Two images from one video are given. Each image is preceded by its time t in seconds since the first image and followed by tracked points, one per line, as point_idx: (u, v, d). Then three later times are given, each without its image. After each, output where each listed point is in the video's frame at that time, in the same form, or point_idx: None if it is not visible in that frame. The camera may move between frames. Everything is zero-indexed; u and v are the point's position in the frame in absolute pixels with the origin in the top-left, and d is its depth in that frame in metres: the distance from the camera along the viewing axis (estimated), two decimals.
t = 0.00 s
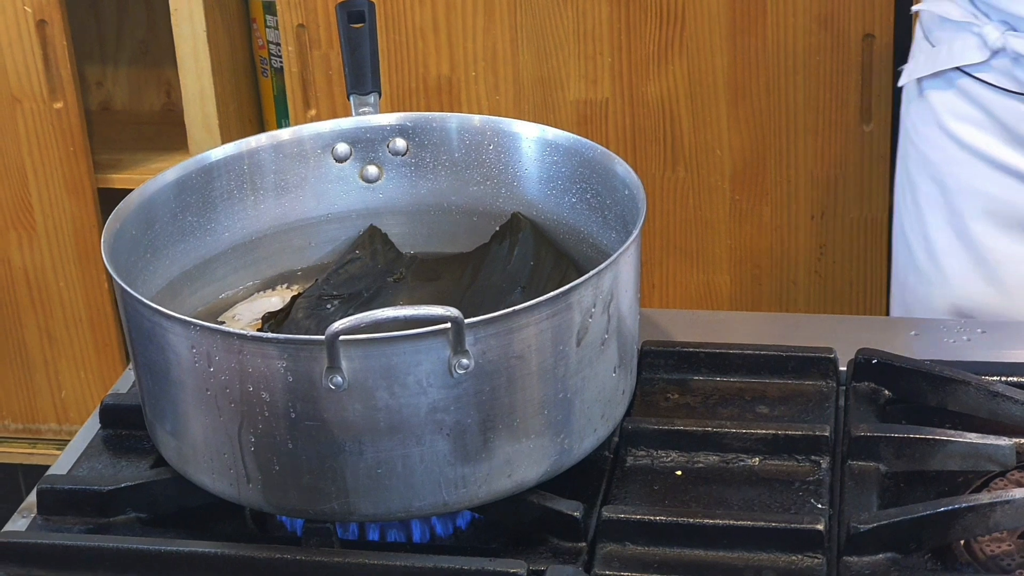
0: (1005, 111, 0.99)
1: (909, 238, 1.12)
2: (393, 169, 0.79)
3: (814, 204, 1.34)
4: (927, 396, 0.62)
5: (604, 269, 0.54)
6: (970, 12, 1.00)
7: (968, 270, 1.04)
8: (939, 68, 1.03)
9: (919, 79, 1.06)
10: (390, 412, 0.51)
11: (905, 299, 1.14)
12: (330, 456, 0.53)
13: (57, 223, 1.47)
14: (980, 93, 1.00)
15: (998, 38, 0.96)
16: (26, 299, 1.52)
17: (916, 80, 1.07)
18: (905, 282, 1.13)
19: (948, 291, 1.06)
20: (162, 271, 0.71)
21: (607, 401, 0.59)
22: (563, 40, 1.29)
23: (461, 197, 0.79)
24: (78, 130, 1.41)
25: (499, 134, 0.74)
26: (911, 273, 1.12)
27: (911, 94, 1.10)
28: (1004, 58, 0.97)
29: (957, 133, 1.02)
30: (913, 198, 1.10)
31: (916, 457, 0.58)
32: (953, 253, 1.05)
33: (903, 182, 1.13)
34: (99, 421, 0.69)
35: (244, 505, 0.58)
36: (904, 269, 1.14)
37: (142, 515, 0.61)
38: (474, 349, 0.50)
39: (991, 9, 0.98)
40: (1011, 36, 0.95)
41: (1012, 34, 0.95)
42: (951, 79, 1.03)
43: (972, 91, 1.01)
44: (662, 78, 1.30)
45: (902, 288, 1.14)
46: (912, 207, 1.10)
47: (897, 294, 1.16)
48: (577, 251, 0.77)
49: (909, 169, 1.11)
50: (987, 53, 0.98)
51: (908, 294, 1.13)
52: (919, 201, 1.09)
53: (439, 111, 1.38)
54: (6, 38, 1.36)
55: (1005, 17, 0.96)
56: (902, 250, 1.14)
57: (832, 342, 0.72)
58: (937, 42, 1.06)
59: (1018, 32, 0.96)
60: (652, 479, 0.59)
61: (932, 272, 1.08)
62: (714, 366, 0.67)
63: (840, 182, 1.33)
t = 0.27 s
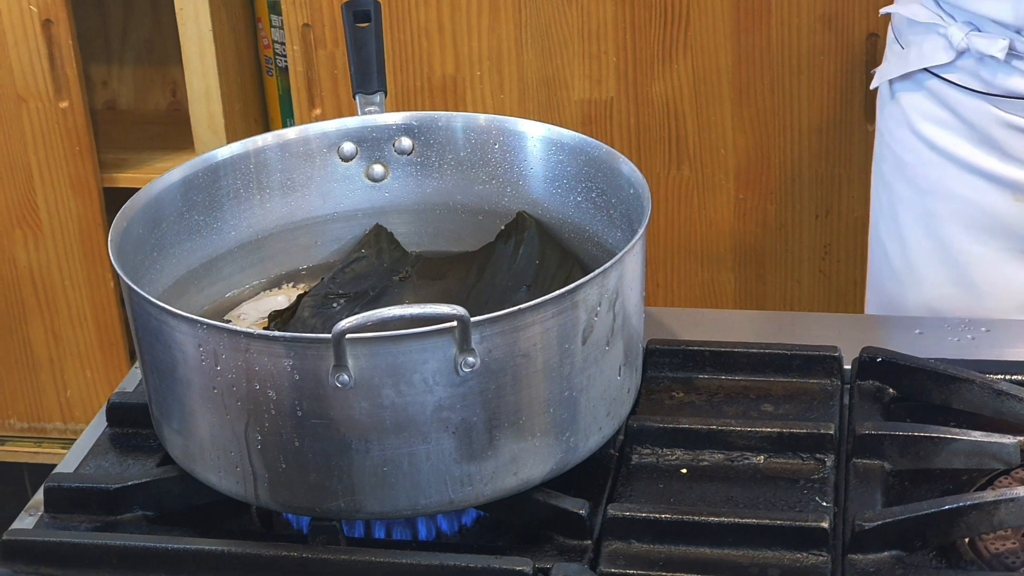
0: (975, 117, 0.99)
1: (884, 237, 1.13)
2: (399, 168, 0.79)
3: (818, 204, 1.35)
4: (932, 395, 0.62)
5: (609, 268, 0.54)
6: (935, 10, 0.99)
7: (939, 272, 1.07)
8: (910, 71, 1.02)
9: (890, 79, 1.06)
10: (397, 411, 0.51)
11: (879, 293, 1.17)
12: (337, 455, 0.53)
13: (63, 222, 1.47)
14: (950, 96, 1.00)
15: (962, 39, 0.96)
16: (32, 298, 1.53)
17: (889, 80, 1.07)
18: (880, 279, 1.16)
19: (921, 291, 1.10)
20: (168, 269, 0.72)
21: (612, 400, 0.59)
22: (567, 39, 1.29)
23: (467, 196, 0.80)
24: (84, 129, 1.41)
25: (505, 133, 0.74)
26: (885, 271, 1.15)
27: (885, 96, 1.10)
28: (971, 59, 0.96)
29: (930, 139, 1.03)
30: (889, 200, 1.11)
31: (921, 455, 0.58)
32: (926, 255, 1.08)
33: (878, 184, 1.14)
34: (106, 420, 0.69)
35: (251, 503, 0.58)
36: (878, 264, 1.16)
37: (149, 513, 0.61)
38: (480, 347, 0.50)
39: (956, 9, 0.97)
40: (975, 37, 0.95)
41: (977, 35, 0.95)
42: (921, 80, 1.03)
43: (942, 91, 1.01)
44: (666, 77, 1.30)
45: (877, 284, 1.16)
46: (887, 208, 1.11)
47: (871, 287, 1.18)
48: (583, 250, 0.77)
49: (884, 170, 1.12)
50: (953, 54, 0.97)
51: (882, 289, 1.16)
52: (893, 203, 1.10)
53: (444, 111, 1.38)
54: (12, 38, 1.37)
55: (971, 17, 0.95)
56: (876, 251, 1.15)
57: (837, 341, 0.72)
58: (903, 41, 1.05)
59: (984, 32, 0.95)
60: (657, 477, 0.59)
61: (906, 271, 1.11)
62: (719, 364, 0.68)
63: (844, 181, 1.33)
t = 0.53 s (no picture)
0: (973, 115, 0.99)
1: (884, 234, 1.13)
2: (403, 167, 0.79)
3: (822, 203, 1.35)
4: (935, 394, 0.63)
5: (613, 266, 0.54)
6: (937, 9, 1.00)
7: (936, 269, 1.07)
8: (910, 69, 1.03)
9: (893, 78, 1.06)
10: (402, 409, 0.51)
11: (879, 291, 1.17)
12: (342, 453, 0.53)
13: (68, 222, 1.48)
14: (949, 94, 1.01)
15: (961, 38, 0.97)
16: (36, 297, 1.53)
17: (892, 79, 1.08)
18: (880, 276, 1.16)
19: (919, 288, 1.10)
20: (174, 268, 0.72)
21: (616, 398, 0.59)
22: (571, 39, 1.29)
23: (472, 195, 0.80)
24: (88, 129, 1.42)
25: (509, 133, 0.74)
26: (884, 268, 1.15)
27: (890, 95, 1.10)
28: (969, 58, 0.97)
29: (930, 137, 1.03)
30: (891, 198, 1.11)
31: (924, 454, 0.58)
32: (924, 252, 1.08)
33: (881, 182, 1.14)
34: (111, 418, 0.70)
35: (256, 501, 0.58)
36: (878, 261, 1.16)
37: (154, 511, 0.62)
38: (484, 346, 0.51)
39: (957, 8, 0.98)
40: (974, 36, 0.96)
41: (976, 34, 0.96)
42: (922, 79, 1.04)
43: (941, 90, 1.02)
44: (670, 78, 1.30)
45: (877, 281, 1.16)
46: (889, 206, 1.12)
47: (870, 285, 1.18)
48: (587, 249, 0.77)
49: (886, 169, 1.12)
50: (952, 53, 0.98)
51: (882, 286, 1.16)
52: (893, 200, 1.10)
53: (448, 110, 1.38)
54: (17, 38, 1.37)
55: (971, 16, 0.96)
56: (877, 248, 1.16)
57: (840, 340, 0.72)
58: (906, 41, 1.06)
59: (983, 32, 0.96)
60: (660, 475, 0.59)
61: (905, 268, 1.11)
62: (723, 363, 0.68)
63: (848, 180, 1.33)
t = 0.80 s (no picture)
0: (985, 113, 0.99)
1: (892, 233, 1.13)
2: (404, 169, 0.79)
3: (823, 204, 1.35)
4: (935, 393, 0.63)
5: (614, 267, 0.55)
6: (949, 8, 1.00)
7: (945, 268, 1.07)
8: (922, 68, 1.03)
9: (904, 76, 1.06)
10: (402, 410, 0.52)
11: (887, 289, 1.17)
12: (344, 454, 0.53)
13: (70, 224, 1.48)
14: (961, 92, 1.01)
15: (972, 37, 0.97)
16: (38, 300, 1.54)
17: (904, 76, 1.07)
18: (888, 275, 1.16)
19: (927, 286, 1.10)
20: (175, 270, 0.72)
21: (617, 399, 0.59)
22: (572, 40, 1.30)
23: (473, 196, 0.80)
24: (89, 131, 1.42)
25: (510, 134, 0.74)
26: (892, 266, 1.15)
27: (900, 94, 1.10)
28: (982, 56, 0.97)
29: (941, 135, 1.03)
30: (901, 197, 1.11)
31: (924, 454, 0.58)
32: (933, 250, 1.08)
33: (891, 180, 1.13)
34: (113, 420, 0.70)
35: (257, 503, 0.59)
36: (887, 261, 1.15)
37: (156, 513, 0.62)
38: (485, 347, 0.51)
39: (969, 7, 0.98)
40: (985, 35, 0.96)
41: (987, 33, 0.96)
42: (933, 77, 1.04)
43: (954, 88, 1.01)
44: (671, 78, 1.30)
45: (884, 280, 1.16)
46: (899, 205, 1.11)
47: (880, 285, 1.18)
48: (588, 250, 0.77)
49: (896, 167, 1.12)
50: (964, 51, 0.98)
51: (890, 284, 1.16)
52: (904, 199, 1.10)
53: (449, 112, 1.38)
54: (18, 39, 1.38)
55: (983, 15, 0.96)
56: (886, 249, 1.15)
57: (840, 340, 0.72)
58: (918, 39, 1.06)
59: (994, 31, 0.96)
60: (661, 476, 0.59)
61: (913, 266, 1.11)
62: (724, 364, 0.68)
63: (849, 181, 1.33)
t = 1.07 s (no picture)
0: (1003, 109, 0.99)
1: (909, 230, 1.12)
2: (405, 171, 0.79)
3: (824, 205, 1.35)
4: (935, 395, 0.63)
5: (615, 269, 0.55)
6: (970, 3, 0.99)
7: (957, 262, 1.07)
8: (941, 63, 1.03)
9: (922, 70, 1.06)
10: (403, 412, 0.52)
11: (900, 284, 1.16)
12: (344, 456, 0.53)
13: (70, 226, 1.48)
14: (979, 87, 1.01)
15: (993, 32, 0.96)
16: (39, 302, 1.54)
17: (922, 72, 1.07)
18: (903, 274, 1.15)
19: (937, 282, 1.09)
20: (175, 272, 0.72)
21: (617, 401, 0.59)
22: (573, 42, 1.30)
23: (473, 198, 0.80)
24: (89, 133, 1.42)
25: (511, 136, 0.74)
26: (908, 265, 1.14)
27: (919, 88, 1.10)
28: (1002, 52, 0.97)
29: (957, 130, 1.03)
30: (916, 194, 1.10)
31: (925, 455, 0.58)
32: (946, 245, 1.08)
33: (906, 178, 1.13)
34: (114, 423, 0.70)
35: (257, 505, 0.59)
36: (902, 259, 1.14)
37: (156, 515, 0.62)
38: (486, 349, 0.51)
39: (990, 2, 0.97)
40: (1006, 31, 0.96)
41: (1008, 29, 0.96)
42: (951, 72, 1.03)
43: (973, 83, 1.01)
44: (672, 79, 1.30)
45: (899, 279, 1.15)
46: (914, 202, 1.11)
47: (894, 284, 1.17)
48: (588, 252, 0.77)
49: (912, 164, 1.11)
50: (984, 47, 0.98)
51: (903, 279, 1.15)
52: (920, 196, 1.09)
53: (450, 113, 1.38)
54: (18, 42, 1.38)
55: (1004, 11, 0.95)
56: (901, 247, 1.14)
57: (840, 341, 0.72)
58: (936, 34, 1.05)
59: (1014, 27, 0.96)
60: (662, 477, 0.59)
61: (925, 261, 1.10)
62: (724, 365, 0.68)
63: (849, 182, 1.33)
